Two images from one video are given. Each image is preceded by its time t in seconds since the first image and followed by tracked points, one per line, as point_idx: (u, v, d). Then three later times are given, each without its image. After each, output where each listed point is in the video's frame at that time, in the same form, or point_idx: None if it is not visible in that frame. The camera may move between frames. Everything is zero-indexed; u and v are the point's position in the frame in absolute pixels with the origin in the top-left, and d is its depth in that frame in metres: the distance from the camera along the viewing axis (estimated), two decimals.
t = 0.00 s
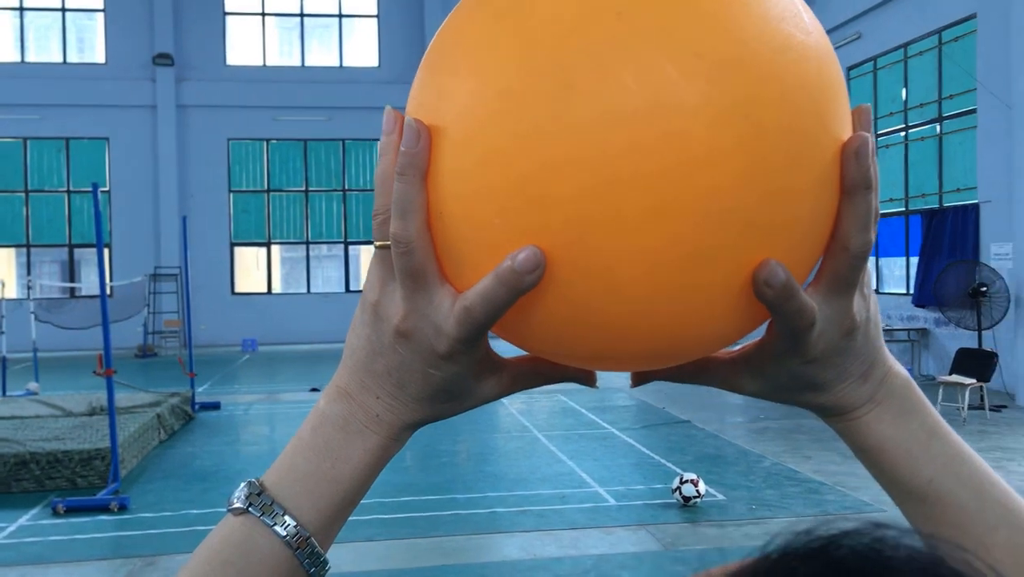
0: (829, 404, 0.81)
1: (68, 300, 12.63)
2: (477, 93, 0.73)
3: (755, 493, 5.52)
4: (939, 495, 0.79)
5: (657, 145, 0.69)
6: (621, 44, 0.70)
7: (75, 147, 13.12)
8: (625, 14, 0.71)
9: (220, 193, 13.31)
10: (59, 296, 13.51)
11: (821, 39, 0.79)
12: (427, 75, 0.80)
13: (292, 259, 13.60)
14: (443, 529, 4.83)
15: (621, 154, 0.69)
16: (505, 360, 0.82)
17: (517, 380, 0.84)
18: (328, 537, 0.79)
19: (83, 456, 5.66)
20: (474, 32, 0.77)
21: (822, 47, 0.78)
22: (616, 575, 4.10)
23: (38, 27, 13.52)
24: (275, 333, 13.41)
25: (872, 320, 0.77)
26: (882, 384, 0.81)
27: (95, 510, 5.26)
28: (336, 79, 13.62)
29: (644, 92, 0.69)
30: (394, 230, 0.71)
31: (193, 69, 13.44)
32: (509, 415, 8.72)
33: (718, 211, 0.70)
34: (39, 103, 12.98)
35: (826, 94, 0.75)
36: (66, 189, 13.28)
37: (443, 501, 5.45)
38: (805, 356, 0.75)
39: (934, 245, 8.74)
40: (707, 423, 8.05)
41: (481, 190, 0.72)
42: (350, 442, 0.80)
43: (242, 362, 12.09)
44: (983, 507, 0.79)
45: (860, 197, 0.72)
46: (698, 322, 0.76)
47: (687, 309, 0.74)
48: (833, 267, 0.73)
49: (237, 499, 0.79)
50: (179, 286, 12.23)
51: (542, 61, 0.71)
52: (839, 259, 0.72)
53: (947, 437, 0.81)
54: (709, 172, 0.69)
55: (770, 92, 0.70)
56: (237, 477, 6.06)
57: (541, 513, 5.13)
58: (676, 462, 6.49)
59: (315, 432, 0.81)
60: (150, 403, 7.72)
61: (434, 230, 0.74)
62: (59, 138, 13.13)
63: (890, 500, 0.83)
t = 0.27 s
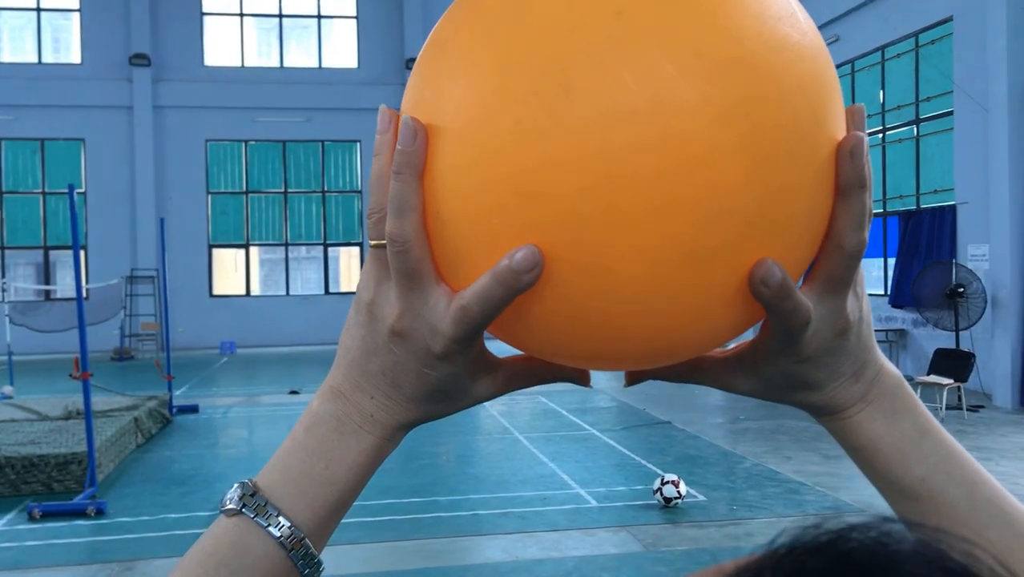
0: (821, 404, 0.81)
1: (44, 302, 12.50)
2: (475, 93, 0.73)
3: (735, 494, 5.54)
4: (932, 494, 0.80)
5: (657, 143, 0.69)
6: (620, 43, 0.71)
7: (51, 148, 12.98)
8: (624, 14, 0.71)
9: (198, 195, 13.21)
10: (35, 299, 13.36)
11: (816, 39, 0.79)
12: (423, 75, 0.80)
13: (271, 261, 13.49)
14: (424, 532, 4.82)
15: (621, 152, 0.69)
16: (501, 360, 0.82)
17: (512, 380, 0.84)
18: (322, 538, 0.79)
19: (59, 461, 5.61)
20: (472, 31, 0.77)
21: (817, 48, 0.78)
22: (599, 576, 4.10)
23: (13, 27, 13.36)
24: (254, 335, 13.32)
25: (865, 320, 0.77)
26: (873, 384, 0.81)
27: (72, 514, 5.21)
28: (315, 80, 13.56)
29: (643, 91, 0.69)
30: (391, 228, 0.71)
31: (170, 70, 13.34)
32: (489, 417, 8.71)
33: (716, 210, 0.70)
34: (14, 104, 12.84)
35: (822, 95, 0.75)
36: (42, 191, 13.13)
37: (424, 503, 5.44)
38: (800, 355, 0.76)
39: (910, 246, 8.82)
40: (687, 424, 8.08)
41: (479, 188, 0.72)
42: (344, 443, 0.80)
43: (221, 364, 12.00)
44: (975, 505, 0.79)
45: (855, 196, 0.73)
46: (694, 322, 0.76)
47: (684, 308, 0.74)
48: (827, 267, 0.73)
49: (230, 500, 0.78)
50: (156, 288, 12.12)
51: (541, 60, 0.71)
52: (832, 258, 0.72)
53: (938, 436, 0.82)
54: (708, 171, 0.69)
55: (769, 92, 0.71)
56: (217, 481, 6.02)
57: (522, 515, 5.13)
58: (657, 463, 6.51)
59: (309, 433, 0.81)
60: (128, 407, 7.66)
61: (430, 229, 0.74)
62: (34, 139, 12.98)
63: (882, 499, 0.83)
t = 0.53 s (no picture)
0: (813, 403, 0.81)
1: (25, 304, 12.40)
2: (469, 92, 0.73)
3: (720, 494, 5.56)
4: (922, 495, 0.80)
5: (652, 142, 0.69)
6: (615, 42, 0.71)
7: (33, 148, 12.89)
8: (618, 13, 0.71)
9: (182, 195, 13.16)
10: (17, 299, 13.26)
11: (808, 42, 0.79)
12: (417, 74, 0.80)
13: (255, 261, 13.42)
14: (410, 533, 4.81)
15: (616, 152, 0.69)
16: (493, 361, 0.82)
17: (503, 380, 0.84)
18: (313, 540, 0.78)
19: (41, 463, 5.57)
20: (466, 30, 0.77)
21: (810, 48, 0.78)
22: None
23: None
24: (238, 336, 13.27)
25: (855, 320, 0.78)
26: (864, 383, 0.81)
27: (55, 517, 5.17)
28: (300, 81, 13.53)
29: (638, 89, 0.69)
30: (383, 228, 0.70)
31: (154, 69, 13.28)
32: (475, 418, 8.71)
33: (711, 210, 0.71)
34: None
35: (814, 94, 0.75)
36: (24, 191, 13.03)
37: (409, 504, 5.43)
38: (791, 355, 0.76)
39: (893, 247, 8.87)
40: (672, 425, 8.10)
41: (473, 186, 0.72)
42: (335, 443, 0.79)
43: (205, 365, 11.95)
44: (965, 505, 0.79)
45: (847, 196, 0.73)
46: (687, 323, 0.76)
47: (677, 308, 0.75)
48: (819, 267, 0.73)
49: (221, 501, 0.78)
50: (139, 288, 12.06)
51: (537, 60, 0.71)
52: (825, 258, 0.72)
53: (929, 436, 0.82)
54: (702, 170, 0.70)
55: (762, 93, 0.71)
56: (201, 483, 5.99)
57: (508, 516, 5.12)
58: (642, 464, 6.52)
59: (300, 432, 0.80)
60: (111, 409, 7.61)
61: (422, 228, 0.74)
62: (15, 139, 12.89)
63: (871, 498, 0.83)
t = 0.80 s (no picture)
0: (810, 403, 0.81)
1: (15, 301, 12.34)
2: (468, 89, 0.73)
3: (712, 493, 5.56)
4: (919, 493, 0.80)
5: (652, 139, 0.69)
6: (614, 39, 0.70)
7: (23, 145, 12.82)
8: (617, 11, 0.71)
9: (173, 192, 13.11)
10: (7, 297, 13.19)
11: (807, 40, 0.79)
12: (415, 73, 0.79)
13: (247, 260, 13.39)
14: (402, 531, 4.80)
15: (615, 149, 0.68)
16: (490, 360, 0.81)
17: (501, 378, 0.83)
18: (310, 539, 0.78)
19: (32, 461, 5.54)
20: (464, 28, 0.76)
21: (809, 45, 0.78)
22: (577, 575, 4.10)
23: None
24: (230, 335, 13.24)
25: (854, 318, 0.78)
26: (862, 383, 0.81)
27: (45, 515, 5.14)
28: (292, 79, 13.50)
29: (636, 86, 0.69)
30: (381, 226, 0.70)
31: (145, 67, 13.23)
32: (467, 416, 8.70)
33: (710, 207, 0.70)
34: None
35: (813, 92, 0.75)
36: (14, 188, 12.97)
37: (401, 503, 5.42)
38: (789, 353, 0.76)
39: (885, 247, 8.89)
40: (664, 424, 8.11)
41: (472, 185, 0.71)
42: (332, 442, 0.79)
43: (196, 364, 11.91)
44: (962, 504, 0.80)
45: (848, 193, 0.73)
46: (686, 323, 0.76)
47: (676, 306, 0.74)
48: (818, 265, 0.73)
49: (217, 500, 0.77)
50: (130, 286, 12.01)
51: (536, 57, 0.71)
52: (824, 257, 0.72)
53: (927, 434, 0.82)
54: (702, 168, 0.69)
55: (762, 91, 0.71)
56: (192, 481, 5.97)
57: (500, 515, 5.12)
58: (635, 463, 6.52)
59: (297, 431, 0.80)
60: (102, 407, 7.57)
61: (420, 227, 0.74)
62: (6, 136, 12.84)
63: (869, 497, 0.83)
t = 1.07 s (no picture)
0: (808, 401, 0.81)
1: (11, 298, 12.32)
2: (464, 86, 0.72)
3: (709, 491, 5.57)
4: (918, 490, 0.80)
5: (651, 136, 0.68)
6: (612, 35, 0.70)
7: (19, 142, 12.78)
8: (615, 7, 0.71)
9: (170, 190, 13.08)
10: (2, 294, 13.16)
11: (806, 36, 0.79)
12: (412, 70, 0.79)
13: (244, 257, 13.39)
14: (398, 530, 4.79)
15: (613, 146, 0.68)
16: (488, 359, 0.81)
17: (498, 378, 0.83)
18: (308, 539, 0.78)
19: (28, 459, 5.52)
20: (461, 25, 0.76)
21: (806, 42, 0.78)
22: (573, 574, 4.10)
23: None
24: (226, 333, 13.23)
25: (852, 316, 0.77)
26: (859, 381, 0.81)
27: (41, 513, 5.13)
28: (289, 77, 13.47)
29: (634, 83, 0.69)
30: (378, 224, 0.70)
31: (142, 64, 13.19)
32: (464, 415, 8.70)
33: (709, 205, 0.70)
34: None
35: (812, 88, 0.75)
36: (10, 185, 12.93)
37: (397, 501, 5.42)
38: (787, 352, 0.76)
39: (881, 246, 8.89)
40: (660, 422, 8.11)
41: (471, 181, 0.71)
42: (328, 441, 0.78)
43: (192, 361, 11.90)
44: (961, 500, 0.79)
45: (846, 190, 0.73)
46: (683, 321, 0.76)
47: (674, 304, 0.74)
48: (817, 261, 0.73)
49: (213, 499, 0.77)
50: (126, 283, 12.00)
51: (533, 55, 0.70)
52: (823, 254, 0.72)
53: (925, 432, 0.82)
54: (701, 165, 0.69)
55: (761, 87, 0.71)
56: (188, 479, 5.95)
57: (497, 513, 5.12)
58: (631, 461, 6.52)
59: (294, 430, 0.79)
60: (98, 404, 7.55)
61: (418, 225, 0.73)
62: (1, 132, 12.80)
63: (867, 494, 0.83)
